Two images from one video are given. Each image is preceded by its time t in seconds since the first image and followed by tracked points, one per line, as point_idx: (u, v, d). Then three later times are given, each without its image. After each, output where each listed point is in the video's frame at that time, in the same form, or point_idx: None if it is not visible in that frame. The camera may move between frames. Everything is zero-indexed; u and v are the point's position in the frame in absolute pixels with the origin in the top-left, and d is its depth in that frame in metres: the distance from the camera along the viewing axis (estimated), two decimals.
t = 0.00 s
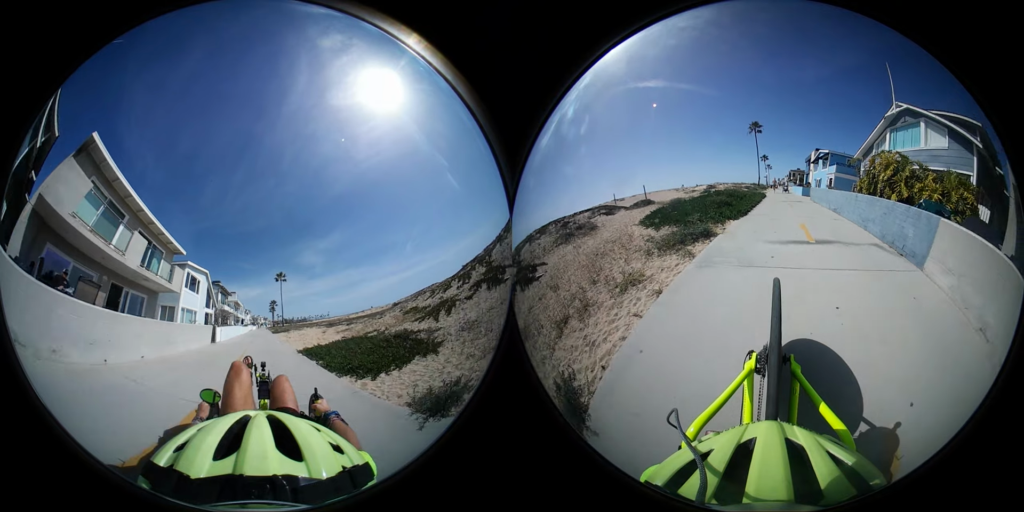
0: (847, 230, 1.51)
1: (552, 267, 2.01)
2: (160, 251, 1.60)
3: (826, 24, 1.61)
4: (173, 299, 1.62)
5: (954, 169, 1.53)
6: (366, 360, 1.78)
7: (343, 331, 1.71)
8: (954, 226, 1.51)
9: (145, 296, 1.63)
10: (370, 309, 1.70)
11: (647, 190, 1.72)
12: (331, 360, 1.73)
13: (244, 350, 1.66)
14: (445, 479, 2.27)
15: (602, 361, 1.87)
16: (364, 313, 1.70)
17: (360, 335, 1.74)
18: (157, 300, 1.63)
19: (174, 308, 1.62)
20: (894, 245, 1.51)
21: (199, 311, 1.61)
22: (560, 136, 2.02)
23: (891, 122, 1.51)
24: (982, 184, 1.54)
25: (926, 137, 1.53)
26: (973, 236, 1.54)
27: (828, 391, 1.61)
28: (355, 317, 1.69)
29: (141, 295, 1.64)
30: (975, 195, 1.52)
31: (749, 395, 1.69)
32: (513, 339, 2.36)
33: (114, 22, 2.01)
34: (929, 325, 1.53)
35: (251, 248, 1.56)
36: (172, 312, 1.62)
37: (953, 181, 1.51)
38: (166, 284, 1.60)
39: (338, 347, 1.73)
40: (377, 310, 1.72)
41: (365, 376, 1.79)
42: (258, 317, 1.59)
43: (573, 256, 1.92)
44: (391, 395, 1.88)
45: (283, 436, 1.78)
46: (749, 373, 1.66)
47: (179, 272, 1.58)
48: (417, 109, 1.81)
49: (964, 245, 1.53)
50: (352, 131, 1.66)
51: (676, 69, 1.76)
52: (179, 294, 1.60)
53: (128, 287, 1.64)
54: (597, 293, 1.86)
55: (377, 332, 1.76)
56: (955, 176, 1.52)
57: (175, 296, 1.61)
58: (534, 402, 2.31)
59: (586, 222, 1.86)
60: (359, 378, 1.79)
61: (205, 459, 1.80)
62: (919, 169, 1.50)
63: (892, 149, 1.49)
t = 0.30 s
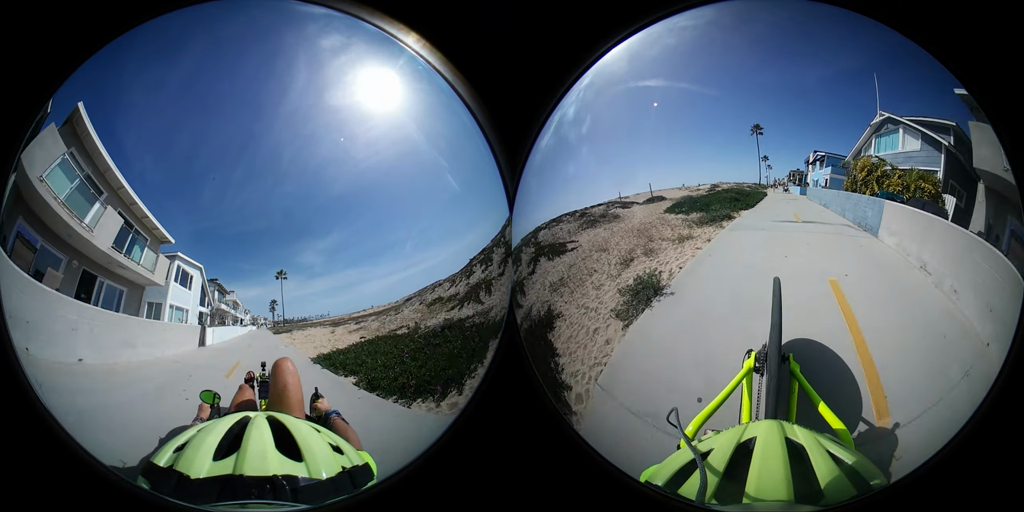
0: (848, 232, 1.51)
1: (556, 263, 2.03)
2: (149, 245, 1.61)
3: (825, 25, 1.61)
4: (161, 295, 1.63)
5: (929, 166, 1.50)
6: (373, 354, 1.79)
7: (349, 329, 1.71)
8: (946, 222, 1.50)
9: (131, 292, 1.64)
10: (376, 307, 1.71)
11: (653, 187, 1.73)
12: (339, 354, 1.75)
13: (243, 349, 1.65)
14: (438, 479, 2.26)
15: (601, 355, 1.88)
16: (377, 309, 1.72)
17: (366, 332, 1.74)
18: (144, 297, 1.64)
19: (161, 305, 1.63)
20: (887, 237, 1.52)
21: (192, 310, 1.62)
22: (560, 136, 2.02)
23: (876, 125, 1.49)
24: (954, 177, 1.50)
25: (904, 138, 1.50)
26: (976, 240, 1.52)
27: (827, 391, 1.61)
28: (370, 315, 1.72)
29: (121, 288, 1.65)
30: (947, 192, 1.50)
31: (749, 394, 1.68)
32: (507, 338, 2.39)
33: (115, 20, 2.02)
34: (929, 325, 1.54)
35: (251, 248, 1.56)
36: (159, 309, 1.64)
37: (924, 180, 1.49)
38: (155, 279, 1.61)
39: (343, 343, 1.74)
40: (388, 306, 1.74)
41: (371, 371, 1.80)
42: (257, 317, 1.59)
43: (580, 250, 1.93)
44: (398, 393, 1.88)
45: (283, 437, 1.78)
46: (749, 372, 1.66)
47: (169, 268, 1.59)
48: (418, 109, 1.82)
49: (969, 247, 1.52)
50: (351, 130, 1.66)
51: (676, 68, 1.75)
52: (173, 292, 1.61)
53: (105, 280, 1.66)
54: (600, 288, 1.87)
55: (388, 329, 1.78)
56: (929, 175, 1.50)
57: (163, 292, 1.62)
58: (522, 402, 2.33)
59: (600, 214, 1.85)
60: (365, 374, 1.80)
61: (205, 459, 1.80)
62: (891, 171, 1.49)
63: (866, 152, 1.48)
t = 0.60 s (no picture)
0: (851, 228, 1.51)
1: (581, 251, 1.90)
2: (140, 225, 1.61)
3: (826, 25, 1.61)
4: (150, 283, 1.65)
5: (906, 163, 1.51)
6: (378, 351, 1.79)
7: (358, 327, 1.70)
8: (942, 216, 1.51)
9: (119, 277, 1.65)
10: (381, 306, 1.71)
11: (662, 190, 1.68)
12: (344, 352, 1.73)
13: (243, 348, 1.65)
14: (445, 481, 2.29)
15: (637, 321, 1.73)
16: (389, 305, 1.73)
17: (377, 329, 1.75)
18: (132, 285, 1.65)
19: (150, 293, 1.64)
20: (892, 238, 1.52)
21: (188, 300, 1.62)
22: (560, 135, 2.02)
23: (869, 133, 1.51)
24: (930, 171, 1.51)
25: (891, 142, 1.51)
26: (972, 236, 1.53)
27: (828, 391, 1.61)
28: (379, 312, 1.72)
29: (100, 271, 1.66)
30: (923, 187, 1.51)
31: (751, 398, 1.68)
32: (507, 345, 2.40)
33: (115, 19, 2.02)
34: (929, 325, 1.54)
35: (252, 248, 1.56)
36: (148, 298, 1.65)
37: (898, 176, 1.51)
38: (141, 263, 1.63)
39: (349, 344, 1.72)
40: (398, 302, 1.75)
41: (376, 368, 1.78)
42: (259, 311, 1.57)
43: (611, 242, 1.81)
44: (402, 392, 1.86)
45: (283, 436, 1.79)
46: (751, 377, 1.65)
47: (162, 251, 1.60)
48: (419, 108, 1.81)
49: (970, 249, 1.54)
50: (357, 127, 1.66)
51: (676, 68, 1.75)
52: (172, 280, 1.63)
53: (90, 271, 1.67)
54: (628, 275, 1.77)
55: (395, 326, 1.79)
56: (903, 173, 1.51)
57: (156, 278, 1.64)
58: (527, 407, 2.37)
59: (623, 213, 1.76)
60: (368, 370, 1.77)
61: (205, 459, 1.80)
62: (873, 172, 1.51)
63: (856, 158, 1.50)
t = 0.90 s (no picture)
0: (847, 232, 1.52)
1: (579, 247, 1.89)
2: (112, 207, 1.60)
3: (825, 24, 1.61)
4: (124, 281, 1.66)
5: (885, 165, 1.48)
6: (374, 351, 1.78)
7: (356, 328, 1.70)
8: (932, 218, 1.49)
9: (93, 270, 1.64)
10: (377, 306, 1.70)
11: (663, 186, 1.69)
12: (341, 354, 1.73)
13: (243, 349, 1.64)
14: (433, 471, 2.29)
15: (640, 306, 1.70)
16: (384, 305, 1.72)
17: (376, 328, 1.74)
18: (104, 283, 1.65)
19: (123, 291, 1.67)
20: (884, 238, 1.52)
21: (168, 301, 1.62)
22: (560, 135, 2.01)
23: (858, 137, 1.50)
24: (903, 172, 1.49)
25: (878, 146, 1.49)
26: (967, 238, 1.52)
27: (828, 392, 1.61)
28: (373, 312, 1.71)
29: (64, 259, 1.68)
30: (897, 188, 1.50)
31: (748, 396, 1.69)
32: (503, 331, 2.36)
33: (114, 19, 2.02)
34: (929, 326, 1.54)
35: (250, 247, 1.56)
36: (121, 297, 1.67)
37: (874, 176, 1.50)
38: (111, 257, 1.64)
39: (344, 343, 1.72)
40: (394, 304, 1.74)
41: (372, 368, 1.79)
42: (257, 315, 1.57)
43: (628, 227, 1.77)
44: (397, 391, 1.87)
45: (283, 436, 1.79)
46: (749, 373, 1.66)
47: (139, 243, 1.61)
48: (418, 109, 1.82)
49: (969, 252, 1.53)
50: (351, 130, 1.66)
51: (676, 68, 1.75)
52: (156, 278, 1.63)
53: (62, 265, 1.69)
54: (630, 268, 1.75)
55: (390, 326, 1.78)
56: (879, 173, 1.49)
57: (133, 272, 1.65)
58: (515, 397, 2.39)
59: (633, 203, 1.74)
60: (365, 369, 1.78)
61: (205, 459, 1.80)
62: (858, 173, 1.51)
63: (844, 160, 1.50)
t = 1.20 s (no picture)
0: (847, 232, 1.52)
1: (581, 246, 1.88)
2: (96, 184, 1.63)
3: (825, 24, 1.61)
4: (101, 271, 1.68)
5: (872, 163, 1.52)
6: (377, 355, 1.78)
7: (359, 331, 1.70)
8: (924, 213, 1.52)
9: (75, 258, 1.66)
10: (380, 308, 1.71)
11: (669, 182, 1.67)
12: (343, 357, 1.71)
13: (243, 350, 1.64)
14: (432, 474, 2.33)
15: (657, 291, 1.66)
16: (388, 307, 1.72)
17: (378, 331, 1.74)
18: (84, 273, 1.68)
19: (100, 281, 1.68)
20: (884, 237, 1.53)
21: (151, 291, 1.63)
22: (560, 135, 2.02)
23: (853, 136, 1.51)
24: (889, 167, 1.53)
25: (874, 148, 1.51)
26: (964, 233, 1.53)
27: (828, 391, 1.61)
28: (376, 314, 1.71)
29: (38, 238, 1.73)
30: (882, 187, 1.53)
31: (748, 394, 1.68)
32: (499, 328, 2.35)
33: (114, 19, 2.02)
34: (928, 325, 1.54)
35: (249, 247, 1.56)
36: (98, 286, 1.69)
37: (859, 173, 1.53)
38: (90, 248, 1.66)
39: (347, 347, 1.72)
40: (399, 304, 1.74)
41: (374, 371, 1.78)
42: (258, 317, 1.58)
43: (640, 221, 1.72)
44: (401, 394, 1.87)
45: (283, 437, 1.78)
46: (749, 372, 1.65)
47: (121, 232, 1.63)
48: (418, 110, 1.82)
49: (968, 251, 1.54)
50: (352, 131, 1.66)
51: (675, 68, 1.75)
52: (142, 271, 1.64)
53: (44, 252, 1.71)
54: (637, 262, 1.73)
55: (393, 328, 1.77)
56: (865, 171, 1.53)
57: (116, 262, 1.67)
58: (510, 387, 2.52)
59: (648, 197, 1.70)
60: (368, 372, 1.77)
61: (205, 459, 1.80)
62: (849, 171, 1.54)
63: (839, 159, 1.53)
